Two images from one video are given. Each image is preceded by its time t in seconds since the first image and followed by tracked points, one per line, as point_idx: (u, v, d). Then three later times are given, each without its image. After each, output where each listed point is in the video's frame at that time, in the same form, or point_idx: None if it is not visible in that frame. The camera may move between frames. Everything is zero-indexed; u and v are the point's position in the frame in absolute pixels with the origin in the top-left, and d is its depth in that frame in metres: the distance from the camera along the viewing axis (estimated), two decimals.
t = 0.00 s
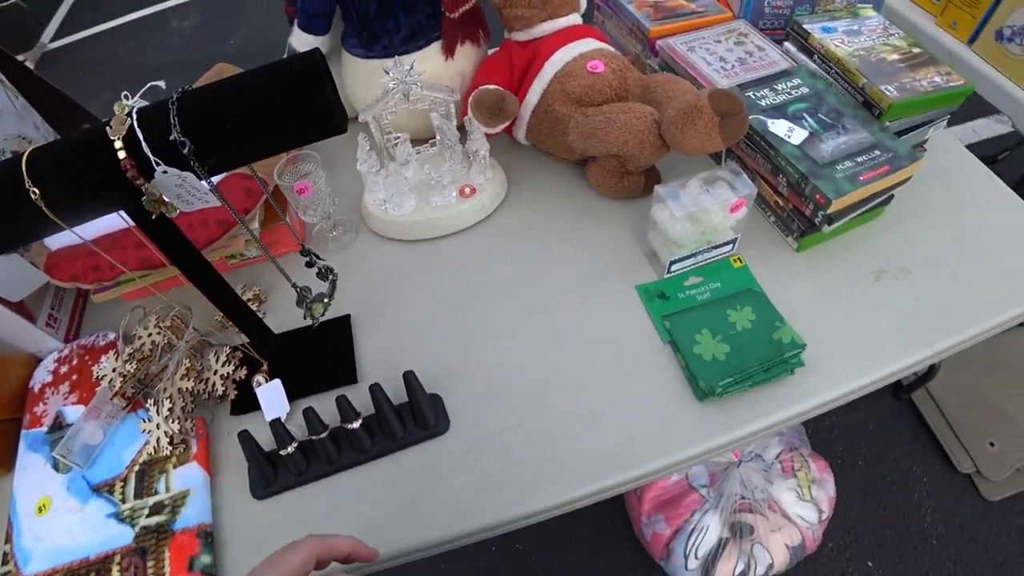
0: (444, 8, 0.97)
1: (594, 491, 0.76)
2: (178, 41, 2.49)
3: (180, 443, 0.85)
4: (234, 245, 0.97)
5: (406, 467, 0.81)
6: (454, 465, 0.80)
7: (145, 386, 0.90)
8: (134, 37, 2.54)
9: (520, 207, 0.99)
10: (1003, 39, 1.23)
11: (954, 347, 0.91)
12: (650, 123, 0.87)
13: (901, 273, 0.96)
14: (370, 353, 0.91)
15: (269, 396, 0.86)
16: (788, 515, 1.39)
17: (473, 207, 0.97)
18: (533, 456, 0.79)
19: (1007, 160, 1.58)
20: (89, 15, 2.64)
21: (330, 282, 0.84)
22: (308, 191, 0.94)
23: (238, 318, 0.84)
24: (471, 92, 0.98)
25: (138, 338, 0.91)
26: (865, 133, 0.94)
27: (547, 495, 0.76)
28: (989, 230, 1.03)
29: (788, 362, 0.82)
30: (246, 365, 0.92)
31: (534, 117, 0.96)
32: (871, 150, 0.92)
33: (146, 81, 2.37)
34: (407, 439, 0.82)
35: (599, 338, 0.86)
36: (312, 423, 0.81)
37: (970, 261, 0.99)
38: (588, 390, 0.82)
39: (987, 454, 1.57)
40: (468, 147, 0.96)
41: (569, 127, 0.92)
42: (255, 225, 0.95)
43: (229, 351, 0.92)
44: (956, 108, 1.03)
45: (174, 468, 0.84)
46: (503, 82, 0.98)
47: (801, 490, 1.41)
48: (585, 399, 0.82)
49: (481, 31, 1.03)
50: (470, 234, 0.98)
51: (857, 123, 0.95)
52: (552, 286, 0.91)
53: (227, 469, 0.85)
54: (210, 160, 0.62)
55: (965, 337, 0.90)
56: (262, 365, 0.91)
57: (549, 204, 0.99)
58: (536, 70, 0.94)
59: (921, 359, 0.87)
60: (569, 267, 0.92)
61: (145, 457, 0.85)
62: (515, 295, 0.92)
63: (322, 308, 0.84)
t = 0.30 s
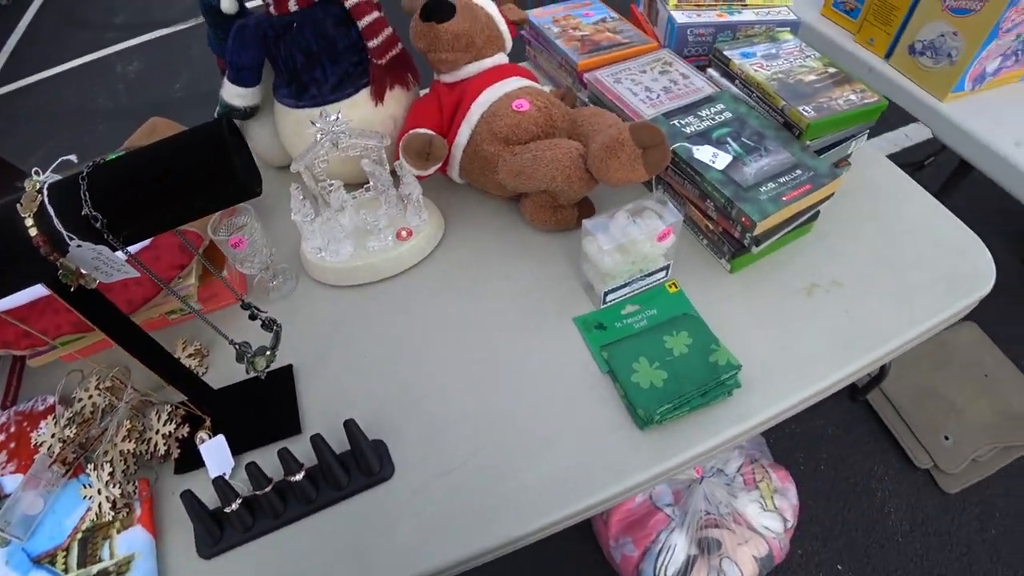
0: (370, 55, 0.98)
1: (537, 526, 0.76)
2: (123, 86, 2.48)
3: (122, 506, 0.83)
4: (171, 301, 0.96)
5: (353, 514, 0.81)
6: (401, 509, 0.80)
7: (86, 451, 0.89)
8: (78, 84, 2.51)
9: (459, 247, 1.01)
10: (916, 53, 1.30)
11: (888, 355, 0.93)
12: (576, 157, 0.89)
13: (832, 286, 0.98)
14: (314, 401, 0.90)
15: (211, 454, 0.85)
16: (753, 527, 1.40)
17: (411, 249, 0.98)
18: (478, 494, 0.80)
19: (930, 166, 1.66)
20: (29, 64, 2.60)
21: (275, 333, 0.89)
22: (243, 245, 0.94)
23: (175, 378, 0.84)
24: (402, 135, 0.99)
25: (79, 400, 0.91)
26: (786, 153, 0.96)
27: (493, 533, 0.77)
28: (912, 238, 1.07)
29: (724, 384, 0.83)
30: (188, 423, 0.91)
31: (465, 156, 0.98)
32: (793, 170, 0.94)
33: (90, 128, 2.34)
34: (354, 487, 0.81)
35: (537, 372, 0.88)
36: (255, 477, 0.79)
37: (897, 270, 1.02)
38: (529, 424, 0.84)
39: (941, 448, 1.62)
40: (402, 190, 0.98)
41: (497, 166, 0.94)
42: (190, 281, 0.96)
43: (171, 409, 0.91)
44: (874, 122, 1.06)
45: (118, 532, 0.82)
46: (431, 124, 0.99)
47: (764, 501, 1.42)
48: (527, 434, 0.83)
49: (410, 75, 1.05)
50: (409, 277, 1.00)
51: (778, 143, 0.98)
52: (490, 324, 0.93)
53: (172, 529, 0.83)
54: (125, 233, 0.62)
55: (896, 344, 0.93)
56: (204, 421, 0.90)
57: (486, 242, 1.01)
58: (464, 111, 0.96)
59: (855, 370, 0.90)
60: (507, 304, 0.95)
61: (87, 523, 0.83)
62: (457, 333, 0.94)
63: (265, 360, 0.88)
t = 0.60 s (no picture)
0: (303, 88, 0.99)
1: (455, 559, 0.76)
2: (92, 105, 2.48)
3: (46, 539, 0.82)
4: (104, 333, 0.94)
5: (274, 548, 0.80)
6: (321, 542, 0.80)
7: (12, 483, 0.88)
8: (46, 102, 2.51)
9: (395, 278, 1.03)
10: (858, 77, 1.33)
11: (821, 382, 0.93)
12: (503, 189, 0.89)
13: (765, 313, 0.98)
14: (242, 432, 0.90)
15: (139, 483, 0.86)
16: (708, 550, 1.38)
17: (345, 280, 0.99)
18: (399, 526, 0.79)
19: (881, 187, 1.69)
20: None
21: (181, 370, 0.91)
22: (174, 277, 0.94)
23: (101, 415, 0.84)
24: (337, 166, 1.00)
25: (10, 431, 0.90)
26: (717, 182, 0.97)
27: (412, 566, 0.76)
28: (848, 262, 1.07)
29: (647, 416, 0.83)
30: (117, 454, 0.90)
31: (399, 187, 0.99)
32: (722, 199, 0.94)
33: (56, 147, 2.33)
34: (276, 518, 0.81)
35: (464, 402, 0.89)
36: (176, 510, 0.79)
37: (834, 296, 1.02)
38: (453, 455, 0.84)
39: (902, 465, 1.61)
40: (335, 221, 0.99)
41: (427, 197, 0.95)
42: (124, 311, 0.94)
43: (100, 440, 0.90)
44: (809, 148, 1.08)
45: (41, 566, 0.80)
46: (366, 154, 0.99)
47: (720, 524, 1.41)
48: (450, 465, 0.83)
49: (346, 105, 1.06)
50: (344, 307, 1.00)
51: (710, 172, 0.98)
52: (421, 354, 0.94)
53: (99, 562, 0.82)
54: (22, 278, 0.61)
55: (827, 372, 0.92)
56: (134, 452, 0.89)
57: (420, 272, 1.03)
58: (396, 143, 0.96)
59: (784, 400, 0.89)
60: (439, 334, 0.95)
61: (10, 556, 0.81)
62: (388, 363, 0.94)
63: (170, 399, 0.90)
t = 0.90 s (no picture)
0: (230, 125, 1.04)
1: None
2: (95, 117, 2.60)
3: None
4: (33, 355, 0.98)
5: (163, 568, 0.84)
6: (207, 564, 0.83)
7: None
8: (54, 114, 2.63)
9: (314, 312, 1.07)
10: (808, 108, 1.31)
11: (722, 429, 0.93)
12: (402, 228, 0.92)
13: (674, 356, 0.98)
14: (151, 452, 0.94)
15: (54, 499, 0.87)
16: None
17: (263, 310, 1.04)
18: (280, 555, 0.83)
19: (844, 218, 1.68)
20: (10, 93, 2.73)
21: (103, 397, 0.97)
22: (98, 303, 0.99)
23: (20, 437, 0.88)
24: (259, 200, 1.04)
25: None
26: (625, 222, 0.96)
27: None
28: (768, 302, 1.06)
29: (526, 460, 0.85)
30: (38, 471, 0.94)
31: (316, 223, 1.02)
32: (626, 239, 0.94)
33: (57, 156, 2.45)
34: (170, 538, 0.85)
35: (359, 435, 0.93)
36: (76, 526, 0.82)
37: (749, 338, 1.01)
38: (342, 487, 0.88)
39: (866, 500, 1.57)
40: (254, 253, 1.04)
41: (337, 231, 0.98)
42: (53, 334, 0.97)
43: (22, 457, 0.94)
44: (734, 184, 1.06)
45: None
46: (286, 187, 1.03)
47: (662, 557, 1.39)
48: (337, 497, 0.87)
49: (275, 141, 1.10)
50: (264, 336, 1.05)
51: (619, 212, 0.98)
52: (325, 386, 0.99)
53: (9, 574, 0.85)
54: None
55: (729, 420, 0.91)
56: (54, 468, 0.93)
57: (337, 306, 1.08)
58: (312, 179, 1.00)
59: (678, 447, 0.89)
60: (345, 369, 1.00)
61: None
62: (296, 393, 0.98)
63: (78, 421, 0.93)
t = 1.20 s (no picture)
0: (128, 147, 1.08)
1: None
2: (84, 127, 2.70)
3: None
4: None
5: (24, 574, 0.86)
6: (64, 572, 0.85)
7: None
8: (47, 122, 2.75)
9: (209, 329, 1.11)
10: (728, 126, 1.29)
11: (585, 459, 0.92)
12: (271, 251, 0.95)
13: (545, 381, 0.98)
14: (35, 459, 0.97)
15: None
16: None
17: (156, 325, 1.08)
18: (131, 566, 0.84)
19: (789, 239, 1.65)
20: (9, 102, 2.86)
21: None
22: None
23: None
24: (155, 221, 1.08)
25: None
26: (494, 246, 0.97)
27: None
28: (656, 327, 1.05)
29: (369, 482, 0.86)
30: None
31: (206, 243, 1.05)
32: (491, 263, 0.94)
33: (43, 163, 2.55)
34: (38, 544, 0.86)
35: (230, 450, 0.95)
36: None
37: (627, 364, 1.00)
38: (204, 500, 0.90)
39: (806, 526, 1.52)
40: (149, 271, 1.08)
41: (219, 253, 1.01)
42: None
43: None
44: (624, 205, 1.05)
45: None
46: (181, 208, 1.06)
47: None
48: (197, 510, 0.89)
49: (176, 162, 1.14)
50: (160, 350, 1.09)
51: (491, 235, 0.98)
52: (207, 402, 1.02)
53: None
54: None
55: (589, 449, 0.90)
56: None
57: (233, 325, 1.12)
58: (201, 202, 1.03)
59: (534, 474, 0.89)
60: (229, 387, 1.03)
61: None
62: (180, 406, 1.01)
63: None
